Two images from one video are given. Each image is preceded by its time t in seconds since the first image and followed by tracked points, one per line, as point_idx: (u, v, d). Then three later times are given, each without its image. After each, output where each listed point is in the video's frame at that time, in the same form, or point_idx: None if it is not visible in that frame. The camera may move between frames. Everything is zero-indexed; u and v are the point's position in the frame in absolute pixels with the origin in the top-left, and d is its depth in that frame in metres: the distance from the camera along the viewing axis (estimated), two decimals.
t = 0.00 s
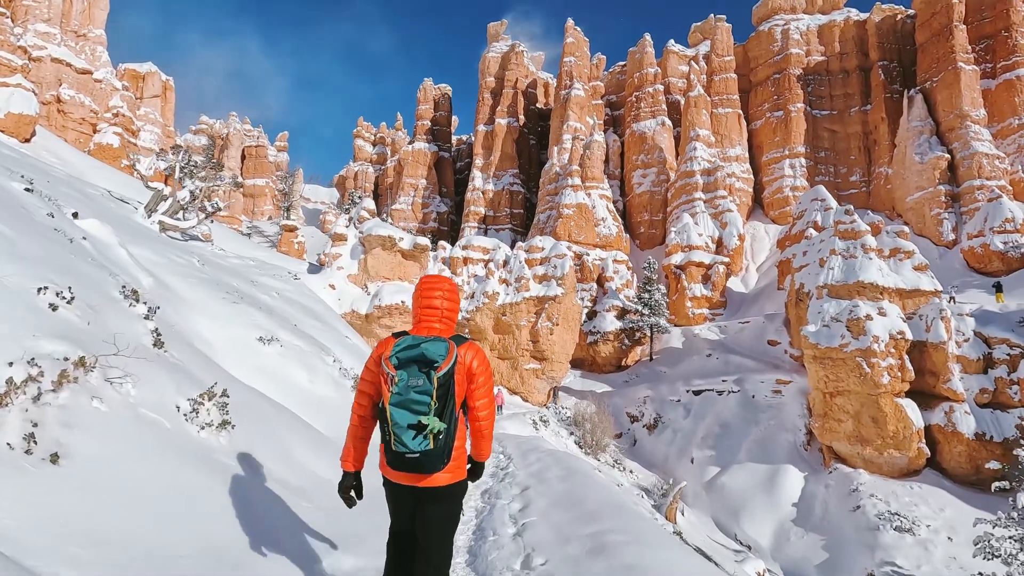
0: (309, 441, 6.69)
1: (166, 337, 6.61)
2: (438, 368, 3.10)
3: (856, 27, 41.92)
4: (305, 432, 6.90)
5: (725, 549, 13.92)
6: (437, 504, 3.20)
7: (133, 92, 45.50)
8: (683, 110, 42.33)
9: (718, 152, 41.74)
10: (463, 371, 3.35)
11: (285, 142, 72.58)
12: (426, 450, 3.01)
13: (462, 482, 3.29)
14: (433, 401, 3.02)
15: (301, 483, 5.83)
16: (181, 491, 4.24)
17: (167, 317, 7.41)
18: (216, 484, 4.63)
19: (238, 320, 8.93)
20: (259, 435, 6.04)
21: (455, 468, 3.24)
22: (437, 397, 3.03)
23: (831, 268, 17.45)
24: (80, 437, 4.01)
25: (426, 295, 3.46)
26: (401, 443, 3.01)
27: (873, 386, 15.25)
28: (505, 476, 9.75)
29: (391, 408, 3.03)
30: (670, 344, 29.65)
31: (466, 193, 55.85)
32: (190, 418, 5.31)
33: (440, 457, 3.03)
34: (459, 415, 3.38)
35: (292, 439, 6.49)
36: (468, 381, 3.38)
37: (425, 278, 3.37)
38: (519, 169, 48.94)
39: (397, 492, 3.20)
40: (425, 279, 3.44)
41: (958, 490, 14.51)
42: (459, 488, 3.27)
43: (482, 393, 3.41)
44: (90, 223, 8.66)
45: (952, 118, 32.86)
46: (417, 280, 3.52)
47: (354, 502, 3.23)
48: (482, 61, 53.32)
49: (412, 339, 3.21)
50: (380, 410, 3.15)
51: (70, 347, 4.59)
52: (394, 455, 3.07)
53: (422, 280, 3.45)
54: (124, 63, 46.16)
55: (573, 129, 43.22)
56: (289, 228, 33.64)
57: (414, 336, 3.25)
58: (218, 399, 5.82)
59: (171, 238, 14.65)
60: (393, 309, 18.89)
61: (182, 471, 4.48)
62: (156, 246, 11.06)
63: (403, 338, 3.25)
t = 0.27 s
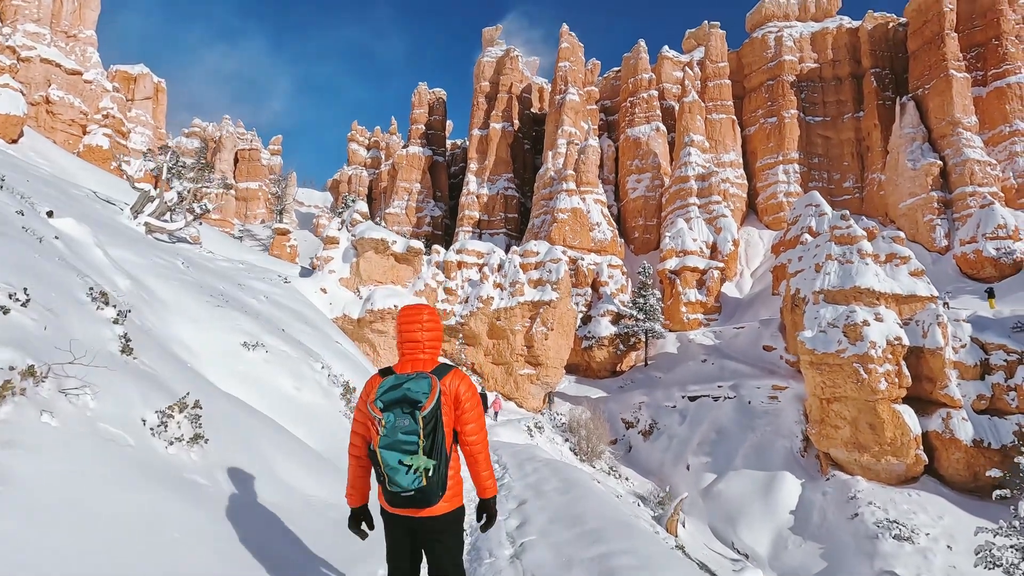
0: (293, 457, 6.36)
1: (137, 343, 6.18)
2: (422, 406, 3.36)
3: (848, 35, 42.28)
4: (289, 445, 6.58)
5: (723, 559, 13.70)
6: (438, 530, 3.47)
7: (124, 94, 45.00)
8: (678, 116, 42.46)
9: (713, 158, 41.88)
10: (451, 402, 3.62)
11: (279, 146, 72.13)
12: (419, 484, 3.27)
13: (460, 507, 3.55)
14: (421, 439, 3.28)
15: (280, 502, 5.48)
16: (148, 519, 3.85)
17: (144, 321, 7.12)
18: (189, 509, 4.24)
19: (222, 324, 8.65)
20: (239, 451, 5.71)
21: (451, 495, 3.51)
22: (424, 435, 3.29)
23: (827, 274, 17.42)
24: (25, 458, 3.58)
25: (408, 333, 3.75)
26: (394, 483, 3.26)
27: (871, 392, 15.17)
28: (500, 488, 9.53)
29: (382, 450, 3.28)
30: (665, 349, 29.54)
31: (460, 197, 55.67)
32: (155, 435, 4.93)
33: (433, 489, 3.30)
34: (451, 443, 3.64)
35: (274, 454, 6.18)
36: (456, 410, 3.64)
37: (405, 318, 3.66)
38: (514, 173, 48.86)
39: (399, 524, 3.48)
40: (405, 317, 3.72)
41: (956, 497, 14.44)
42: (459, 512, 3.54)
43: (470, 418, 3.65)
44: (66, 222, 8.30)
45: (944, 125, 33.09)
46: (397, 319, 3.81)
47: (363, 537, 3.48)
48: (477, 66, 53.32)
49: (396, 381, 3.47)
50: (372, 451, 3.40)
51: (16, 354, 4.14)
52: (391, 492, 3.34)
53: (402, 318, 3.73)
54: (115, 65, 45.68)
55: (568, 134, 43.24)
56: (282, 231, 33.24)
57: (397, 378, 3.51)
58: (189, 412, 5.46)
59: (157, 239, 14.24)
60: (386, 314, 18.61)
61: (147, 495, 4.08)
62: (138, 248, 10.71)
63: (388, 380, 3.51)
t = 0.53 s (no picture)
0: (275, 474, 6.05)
1: (109, 350, 5.89)
2: (423, 414, 3.30)
3: (839, 44, 42.74)
4: (271, 459, 6.30)
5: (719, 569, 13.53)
6: (432, 542, 3.40)
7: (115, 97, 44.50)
8: (671, 123, 42.67)
9: (706, 165, 42.10)
10: (449, 413, 3.51)
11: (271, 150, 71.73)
12: (417, 494, 3.21)
13: (455, 520, 3.46)
14: (420, 448, 3.22)
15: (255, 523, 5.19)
16: (104, 551, 3.60)
17: (122, 329, 6.87)
18: (153, 539, 3.99)
19: (206, 331, 8.42)
20: (216, 468, 5.43)
21: (447, 507, 3.42)
22: (423, 443, 3.23)
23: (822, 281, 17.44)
24: None
25: (409, 341, 3.72)
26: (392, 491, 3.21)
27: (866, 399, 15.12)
28: (495, 502, 9.29)
29: (381, 457, 3.24)
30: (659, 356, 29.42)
31: (454, 203, 55.51)
32: (118, 455, 4.61)
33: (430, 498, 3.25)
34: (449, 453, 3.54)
35: (256, 470, 5.88)
36: (454, 420, 3.54)
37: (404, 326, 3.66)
38: (508, 179, 48.82)
39: (394, 535, 3.41)
40: (405, 325, 3.71)
41: (953, 505, 14.35)
42: (453, 525, 3.44)
43: (469, 428, 3.52)
44: (43, 224, 8.01)
45: (935, 134, 33.44)
46: (399, 329, 3.80)
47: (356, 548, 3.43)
48: (471, 72, 53.36)
49: (397, 388, 3.42)
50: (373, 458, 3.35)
51: None
52: (388, 500, 3.29)
53: (402, 327, 3.72)
54: (106, 68, 45.24)
55: (562, 140, 43.33)
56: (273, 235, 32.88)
57: (397, 385, 3.47)
58: (164, 428, 5.22)
59: (144, 243, 13.99)
60: (378, 319, 18.33)
61: (105, 524, 3.81)
62: (120, 251, 10.43)
63: (389, 387, 3.46)
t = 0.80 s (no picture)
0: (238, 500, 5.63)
1: (56, 363, 5.47)
2: (420, 446, 3.54)
3: (821, 58, 43.64)
4: (236, 479, 5.91)
5: None
6: (418, 570, 3.58)
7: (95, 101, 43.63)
8: (658, 134, 43.08)
9: (692, 175, 42.48)
10: (443, 445, 3.77)
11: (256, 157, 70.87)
12: (409, 522, 3.43)
13: (439, 548, 3.68)
14: (415, 477, 3.45)
15: (212, 556, 4.75)
16: None
17: (79, 340, 6.50)
18: None
19: (175, 341, 8.04)
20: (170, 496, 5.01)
21: (434, 536, 3.64)
22: (419, 473, 3.46)
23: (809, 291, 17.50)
24: None
25: (409, 371, 4.04)
26: (386, 517, 3.41)
27: (854, 410, 15.10)
28: (480, 521, 8.96)
29: (379, 483, 3.43)
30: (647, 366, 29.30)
31: (441, 212, 55.21)
32: (48, 485, 4.17)
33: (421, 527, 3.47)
34: (439, 485, 3.78)
35: (216, 495, 5.46)
36: (446, 453, 3.80)
37: (408, 355, 3.97)
38: (496, 188, 48.76)
39: (380, 564, 3.56)
40: (408, 356, 4.03)
41: (941, 517, 14.32)
42: (437, 555, 3.65)
43: (458, 462, 3.79)
44: None
45: (915, 147, 34.17)
46: (399, 359, 4.11)
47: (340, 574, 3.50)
48: (459, 81, 53.43)
49: (397, 418, 3.65)
50: (367, 484, 3.56)
51: None
52: (379, 527, 3.48)
53: (405, 357, 4.04)
54: (87, 72, 44.33)
55: (550, 150, 43.44)
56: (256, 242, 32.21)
57: (397, 413, 3.75)
58: (109, 451, 4.79)
59: (118, 249, 13.52)
60: (361, 329, 17.91)
61: (27, 566, 3.39)
62: (87, 257, 9.99)
63: (388, 417, 3.68)
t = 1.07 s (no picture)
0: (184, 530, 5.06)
1: None
2: (403, 460, 3.46)
3: (793, 81, 45.14)
4: (188, 506, 5.41)
5: None
6: None
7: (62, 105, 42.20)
8: (636, 151, 43.77)
9: (669, 192, 43.18)
10: (424, 460, 3.68)
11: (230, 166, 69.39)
12: (397, 539, 3.36)
13: (425, 566, 3.59)
14: (401, 493, 3.38)
15: None
16: None
17: (17, 352, 5.97)
18: None
19: (130, 352, 7.53)
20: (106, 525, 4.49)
21: (420, 554, 3.53)
22: (404, 489, 3.39)
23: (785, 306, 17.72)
24: None
25: (382, 389, 3.78)
26: (373, 536, 3.33)
27: (830, 425, 15.22)
28: (455, 546, 8.53)
29: (364, 502, 3.35)
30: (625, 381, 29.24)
31: (420, 224, 54.79)
32: None
33: (409, 544, 3.40)
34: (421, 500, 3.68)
35: (157, 525, 4.89)
36: (427, 468, 3.72)
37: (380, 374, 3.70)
38: (475, 202, 48.67)
39: None
40: (381, 373, 3.77)
41: (916, 532, 14.43)
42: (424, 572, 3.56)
43: (440, 477, 3.71)
44: None
45: (882, 169, 35.42)
46: (372, 376, 3.86)
47: None
48: (440, 94, 53.52)
49: (378, 435, 3.55)
50: (351, 504, 3.47)
51: None
52: (365, 548, 3.37)
53: (377, 374, 3.77)
54: (55, 75, 42.93)
55: (529, 164, 43.65)
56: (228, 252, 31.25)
57: (377, 431, 3.61)
58: (29, 479, 4.22)
59: (76, 256, 12.78)
60: (335, 341, 17.32)
61: None
62: (38, 263, 9.37)
63: (368, 434, 3.57)
